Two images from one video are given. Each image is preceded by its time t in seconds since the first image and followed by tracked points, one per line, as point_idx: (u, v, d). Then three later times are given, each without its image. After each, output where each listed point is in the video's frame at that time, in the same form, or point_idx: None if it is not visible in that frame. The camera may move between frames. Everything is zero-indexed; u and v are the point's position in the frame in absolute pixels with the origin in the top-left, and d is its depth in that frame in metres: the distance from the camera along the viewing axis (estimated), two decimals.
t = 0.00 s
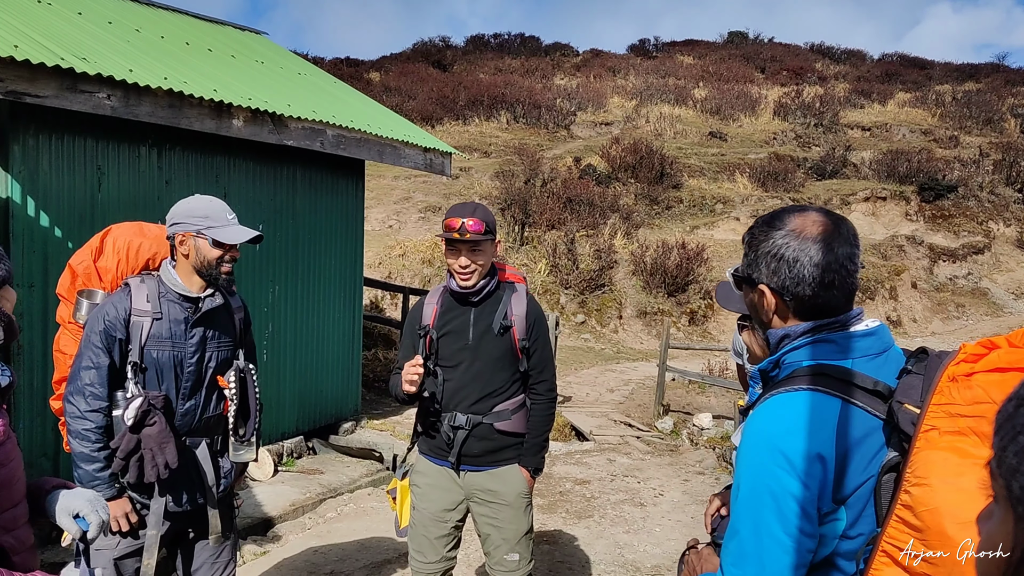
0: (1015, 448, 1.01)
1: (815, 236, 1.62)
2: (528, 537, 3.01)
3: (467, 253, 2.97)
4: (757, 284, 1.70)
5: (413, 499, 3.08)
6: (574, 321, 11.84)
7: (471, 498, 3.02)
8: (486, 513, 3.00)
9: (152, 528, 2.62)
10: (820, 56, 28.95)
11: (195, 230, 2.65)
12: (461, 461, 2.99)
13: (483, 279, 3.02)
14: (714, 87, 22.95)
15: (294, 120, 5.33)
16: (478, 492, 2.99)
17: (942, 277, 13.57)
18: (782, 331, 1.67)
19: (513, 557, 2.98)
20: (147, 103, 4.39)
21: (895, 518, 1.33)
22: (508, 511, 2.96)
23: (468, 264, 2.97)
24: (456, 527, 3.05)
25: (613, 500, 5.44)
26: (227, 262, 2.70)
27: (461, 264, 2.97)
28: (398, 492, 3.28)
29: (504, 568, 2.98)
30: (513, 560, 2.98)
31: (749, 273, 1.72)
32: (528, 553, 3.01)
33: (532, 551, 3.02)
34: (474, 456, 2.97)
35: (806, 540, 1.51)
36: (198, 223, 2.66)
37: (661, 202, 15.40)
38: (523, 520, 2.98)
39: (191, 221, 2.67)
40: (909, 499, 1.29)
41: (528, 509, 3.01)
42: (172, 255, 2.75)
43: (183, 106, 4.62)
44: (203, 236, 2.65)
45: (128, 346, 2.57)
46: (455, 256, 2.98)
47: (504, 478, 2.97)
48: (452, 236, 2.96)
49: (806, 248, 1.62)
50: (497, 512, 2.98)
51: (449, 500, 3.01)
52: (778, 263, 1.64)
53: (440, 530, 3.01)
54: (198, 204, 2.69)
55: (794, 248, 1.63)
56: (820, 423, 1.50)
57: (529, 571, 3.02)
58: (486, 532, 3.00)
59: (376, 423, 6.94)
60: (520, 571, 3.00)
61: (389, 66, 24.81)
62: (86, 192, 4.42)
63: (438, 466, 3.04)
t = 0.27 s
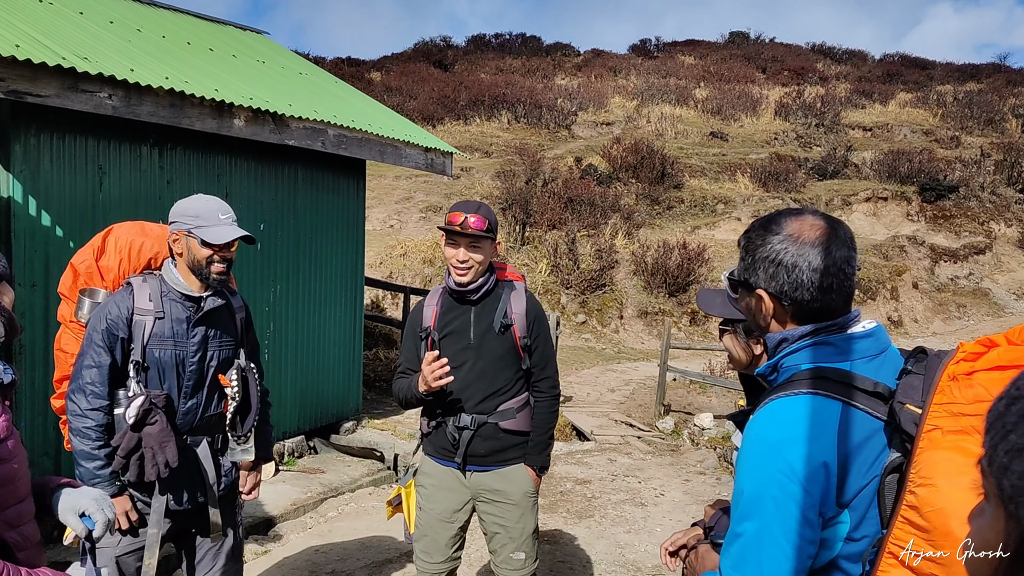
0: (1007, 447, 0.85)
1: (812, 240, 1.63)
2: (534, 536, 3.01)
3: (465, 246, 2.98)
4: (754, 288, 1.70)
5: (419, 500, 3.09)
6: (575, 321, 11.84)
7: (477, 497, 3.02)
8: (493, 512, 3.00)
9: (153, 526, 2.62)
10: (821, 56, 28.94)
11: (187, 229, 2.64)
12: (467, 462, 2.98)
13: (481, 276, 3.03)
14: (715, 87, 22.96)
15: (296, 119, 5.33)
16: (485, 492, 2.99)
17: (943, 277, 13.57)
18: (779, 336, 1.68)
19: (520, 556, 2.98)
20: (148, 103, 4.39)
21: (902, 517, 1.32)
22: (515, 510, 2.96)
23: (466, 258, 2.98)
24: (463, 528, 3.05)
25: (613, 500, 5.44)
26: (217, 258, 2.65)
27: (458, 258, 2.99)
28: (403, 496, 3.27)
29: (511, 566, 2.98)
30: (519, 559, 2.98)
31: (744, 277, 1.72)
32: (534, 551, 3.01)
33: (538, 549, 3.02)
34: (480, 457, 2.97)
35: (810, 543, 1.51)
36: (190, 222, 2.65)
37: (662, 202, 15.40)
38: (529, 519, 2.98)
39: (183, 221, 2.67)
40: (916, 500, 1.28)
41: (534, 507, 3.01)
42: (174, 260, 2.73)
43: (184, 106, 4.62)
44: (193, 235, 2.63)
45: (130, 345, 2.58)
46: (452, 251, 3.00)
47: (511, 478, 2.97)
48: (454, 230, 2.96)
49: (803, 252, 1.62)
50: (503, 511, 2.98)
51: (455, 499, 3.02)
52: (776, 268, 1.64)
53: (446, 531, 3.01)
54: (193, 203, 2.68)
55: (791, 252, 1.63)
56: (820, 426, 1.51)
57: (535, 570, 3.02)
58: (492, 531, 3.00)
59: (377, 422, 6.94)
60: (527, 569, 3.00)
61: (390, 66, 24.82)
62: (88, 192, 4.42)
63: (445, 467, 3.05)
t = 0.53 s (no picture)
0: (1005, 446, 0.82)
1: (820, 243, 1.62)
2: (525, 536, 2.99)
3: (466, 253, 2.98)
4: (759, 287, 1.70)
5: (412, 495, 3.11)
6: (578, 320, 11.84)
7: (467, 496, 3.02)
8: (481, 512, 2.99)
9: (156, 526, 2.61)
10: (824, 56, 28.93)
11: (183, 229, 2.64)
12: (455, 460, 3.00)
13: (477, 278, 3.02)
14: (717, 87, 22.94)
15: (298, 120, 5.34)
16: (474, 491, 2.99)
17: (946, 277, 13.57)
18: (781, 337, 1.68)
19: (510, 556, 2.97)
20: (151, 103, 4.40)
21: (905, 514, 1.32)
22: (503, 509, 2.95)
23: (467, 264, 2.98)
24: (455, 524, 3.07)
25: (616, 499, 5.45)
26: (213, 257, 2.64)
27: (459, 263, 2.98)
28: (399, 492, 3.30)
29: (502, 566, 2.98)
30: (509, 559, 2.98)
31: (750, 279, 1.72)
32: (526, 551, 3.00)
33: (530, 550, 3.00)
34: (468, 456, 2.98)
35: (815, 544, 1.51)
36: (186, 222, 2.65)
37: (665, 202, 15.39)
38: (518, 519, 2.96)
39: (180, 220, 2.67)
40: (919, 496, 1.28)
41: (524, 508, 2.99)
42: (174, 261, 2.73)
43: (187, 106, 4.62)
44: (189, 234, 2.63)
45: (131, 345, 2.58)
46: (452, 255, 2.99)
47: (498, 478, 2.96)
48: (451, 235, 2.96)
49: (810, 254, 1.62)
50: (491, 511, 2.97)
51: (445, 496, 3.03)
52: (783, 268, 1.64)
53: (437, 526, 3.03)
54: (188, 202, 2.69)
55: (798, 253, 1.63)
56: (820, 426, 1.51)
57: (527, 570, 3.00)
58: (481, 530, 3.00)
59: (379, 422, 6.93)
60: (517, 569, 2.98)
61: (392, 66, 24.83)
62: (90, 193, 4.43)
63: (436, 464, 3.07)
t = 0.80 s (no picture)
0: (997, 440, 0.81)
1: (840, 241, 1.62)
2: (512, 536, 2.99)
3: (460, 255, 2.94)
4: (771, 275, 1.70)
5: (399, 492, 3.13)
6: (581, 321, 11.83)
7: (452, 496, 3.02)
8: (465, 512, 2.99)
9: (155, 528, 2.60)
10: (827, 55, 28.88)
11: (187, 236, 2.64)
12: (439, 460, 3.00)
13: (470, 283, 3.00)
14: (720, 86, 22.92)
15: (301, 122, 5.35)
16: (458, 492, 2.99)
17: (950, 276, 13.54)
18: (785, 331, 1.68)
19: (500, 554, 2.99)
20: (155, 106, 4.40)
21: (909, 513, 1.32)
22: (487, 510, 2.95)
23: (459, 266, 2.95)
24: (445, 520, 3.07)
25: (620, 501, 5.44)
26: (217, 265, 2.65)
27: (452, 265, 2.95)
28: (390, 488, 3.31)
29: (492, 564, 3.00)
30: (497, 557, 2.99)
31: (763, 268, 1.72)
32: (515, 552, 3.01)
33: (519, 549, 3.01)
34: (453, 457, 2.98)
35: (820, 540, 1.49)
36: (190, 229, 2.64)
37: (668, 202, 15.38)
38: (503, 520, 2.96)
39: (184, 226, 2.66)
40: (924, 494, 1.27)
41: (510, 509, 2.99)
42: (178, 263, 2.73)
43: (191, 109, 4.62)
44: (193, 241, 2.63)
45: (130, 348, 2.58)
46: (447, 257, 2.95)
47: (483, 479, 2.95)
48: (449, 238, 2.92)
49: (829, 250, 1.61)
50: (474, 511, 2.97)
51: (430, 494, 3.04)
52: (798, 260, 1.64)
53: (422, 523, 3.05)
54: (192, 209, 2.67)
55: (816, 248, 1.62)
56: (823, 422, 1.50)
57: (513, 570, 3.00)
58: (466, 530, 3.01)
59: (384, 423, 6.94)
60: (503, 568, 3.00)
61: (395, 68, 24.83)
62: (94, 195, 4.43)
63: (421, 462, 3.07)
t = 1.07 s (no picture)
0: (965, 433, 0.72)
1: (854, 237, 1.62)
2: (518, 534, 3.01)
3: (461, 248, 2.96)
4: (783, 270, 1.69)
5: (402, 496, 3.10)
6: (585, 322, 11.84)
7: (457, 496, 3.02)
8: (470, 512, 2.99)
9: (160, 530, 2.61)
10: (830, 55, 28.86)
11: (202, 248, 2.64)
12: (445, 461, 2.99)
13: (469, 281, 3.00)
14: (723, 87, 22.91)
15: (305, 124, 5.35)
16: (463, 491, 2.99)
17: (955, 276, 13.52)
18: (796, 328, 1.68)
19: (504, 552, 3.00)
20: (158, 109, 4.41)
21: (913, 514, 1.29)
22: (493, 510, 2.96)
23: (459, 263, 2.95)
24: (447, 521, 3.07)
25: (625, 501, 5.44)
26: (229, 279, 2.67)
27: (451, 263, 2.95)
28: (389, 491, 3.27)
29: (496, 564, 3.00)
30: (502, 556, 3.00)
31: (774, 263, 1.72)
32: (520, 550, 3.02)
33: (524, 547, 3.02)
34: (458, 457, 2.97)
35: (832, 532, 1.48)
36: (206, 242, 2.64)
37: (672, 203, 15.37)
38: (509, 519, 2.98)
39: (200, 237, 2.65)
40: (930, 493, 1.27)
41: (514, 507, 3.01)
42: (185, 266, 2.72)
43: (194, 111, 4.63)
44: (209, 255, 2.63)
45: (136, 351, 2.59)
46: (446, 254, 2.96)
47: (487, 478, 2.96)
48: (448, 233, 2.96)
49: (841, 247, 1.61)
50: (480, 510, 2.98)
51: (435, 495, 3.03)
52: (811, 255, 1.63)
53: (428, 526, 3.03)
54: (210, 221, 2.66)
55: (830, 244, 1.61)
56: (838, 416, 1.50)
57: (519, 569, 3.01)
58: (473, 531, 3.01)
59: (388, 425, 6.94)
60: (510, 566, 3.01)
61: (399, 69, 24.87)
62: (98, 198, 4.44)
63: (424, 464, 3.05)
